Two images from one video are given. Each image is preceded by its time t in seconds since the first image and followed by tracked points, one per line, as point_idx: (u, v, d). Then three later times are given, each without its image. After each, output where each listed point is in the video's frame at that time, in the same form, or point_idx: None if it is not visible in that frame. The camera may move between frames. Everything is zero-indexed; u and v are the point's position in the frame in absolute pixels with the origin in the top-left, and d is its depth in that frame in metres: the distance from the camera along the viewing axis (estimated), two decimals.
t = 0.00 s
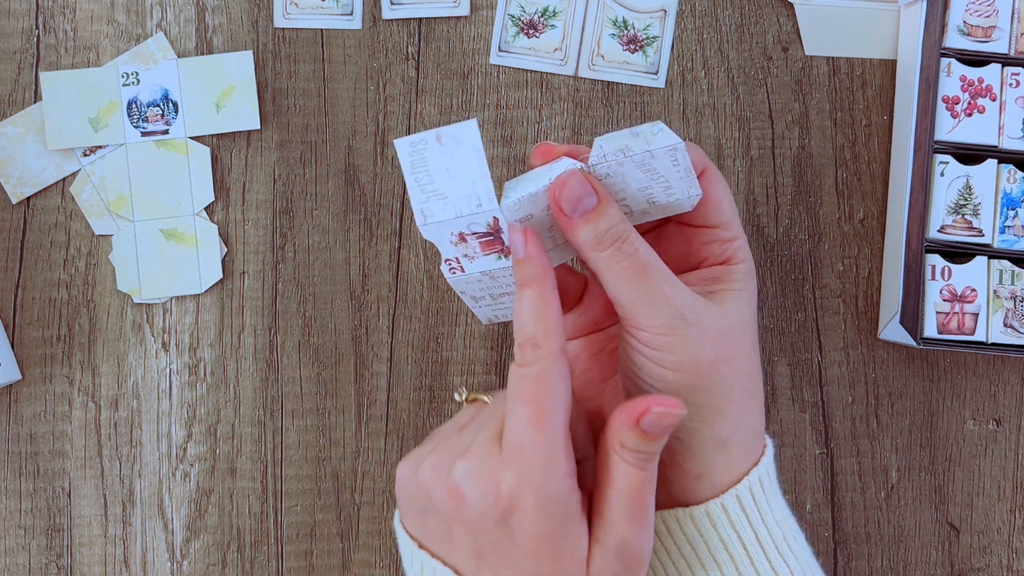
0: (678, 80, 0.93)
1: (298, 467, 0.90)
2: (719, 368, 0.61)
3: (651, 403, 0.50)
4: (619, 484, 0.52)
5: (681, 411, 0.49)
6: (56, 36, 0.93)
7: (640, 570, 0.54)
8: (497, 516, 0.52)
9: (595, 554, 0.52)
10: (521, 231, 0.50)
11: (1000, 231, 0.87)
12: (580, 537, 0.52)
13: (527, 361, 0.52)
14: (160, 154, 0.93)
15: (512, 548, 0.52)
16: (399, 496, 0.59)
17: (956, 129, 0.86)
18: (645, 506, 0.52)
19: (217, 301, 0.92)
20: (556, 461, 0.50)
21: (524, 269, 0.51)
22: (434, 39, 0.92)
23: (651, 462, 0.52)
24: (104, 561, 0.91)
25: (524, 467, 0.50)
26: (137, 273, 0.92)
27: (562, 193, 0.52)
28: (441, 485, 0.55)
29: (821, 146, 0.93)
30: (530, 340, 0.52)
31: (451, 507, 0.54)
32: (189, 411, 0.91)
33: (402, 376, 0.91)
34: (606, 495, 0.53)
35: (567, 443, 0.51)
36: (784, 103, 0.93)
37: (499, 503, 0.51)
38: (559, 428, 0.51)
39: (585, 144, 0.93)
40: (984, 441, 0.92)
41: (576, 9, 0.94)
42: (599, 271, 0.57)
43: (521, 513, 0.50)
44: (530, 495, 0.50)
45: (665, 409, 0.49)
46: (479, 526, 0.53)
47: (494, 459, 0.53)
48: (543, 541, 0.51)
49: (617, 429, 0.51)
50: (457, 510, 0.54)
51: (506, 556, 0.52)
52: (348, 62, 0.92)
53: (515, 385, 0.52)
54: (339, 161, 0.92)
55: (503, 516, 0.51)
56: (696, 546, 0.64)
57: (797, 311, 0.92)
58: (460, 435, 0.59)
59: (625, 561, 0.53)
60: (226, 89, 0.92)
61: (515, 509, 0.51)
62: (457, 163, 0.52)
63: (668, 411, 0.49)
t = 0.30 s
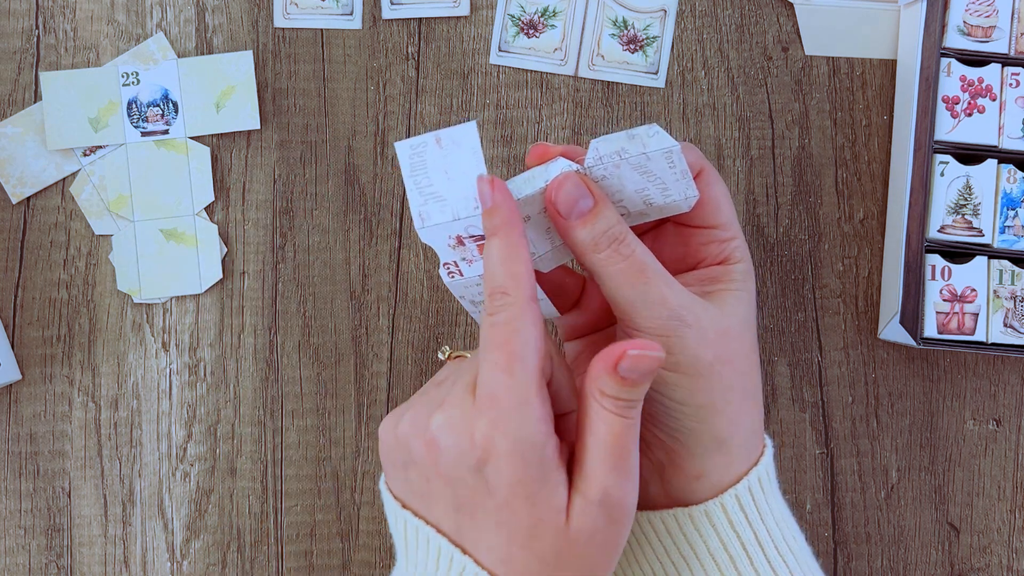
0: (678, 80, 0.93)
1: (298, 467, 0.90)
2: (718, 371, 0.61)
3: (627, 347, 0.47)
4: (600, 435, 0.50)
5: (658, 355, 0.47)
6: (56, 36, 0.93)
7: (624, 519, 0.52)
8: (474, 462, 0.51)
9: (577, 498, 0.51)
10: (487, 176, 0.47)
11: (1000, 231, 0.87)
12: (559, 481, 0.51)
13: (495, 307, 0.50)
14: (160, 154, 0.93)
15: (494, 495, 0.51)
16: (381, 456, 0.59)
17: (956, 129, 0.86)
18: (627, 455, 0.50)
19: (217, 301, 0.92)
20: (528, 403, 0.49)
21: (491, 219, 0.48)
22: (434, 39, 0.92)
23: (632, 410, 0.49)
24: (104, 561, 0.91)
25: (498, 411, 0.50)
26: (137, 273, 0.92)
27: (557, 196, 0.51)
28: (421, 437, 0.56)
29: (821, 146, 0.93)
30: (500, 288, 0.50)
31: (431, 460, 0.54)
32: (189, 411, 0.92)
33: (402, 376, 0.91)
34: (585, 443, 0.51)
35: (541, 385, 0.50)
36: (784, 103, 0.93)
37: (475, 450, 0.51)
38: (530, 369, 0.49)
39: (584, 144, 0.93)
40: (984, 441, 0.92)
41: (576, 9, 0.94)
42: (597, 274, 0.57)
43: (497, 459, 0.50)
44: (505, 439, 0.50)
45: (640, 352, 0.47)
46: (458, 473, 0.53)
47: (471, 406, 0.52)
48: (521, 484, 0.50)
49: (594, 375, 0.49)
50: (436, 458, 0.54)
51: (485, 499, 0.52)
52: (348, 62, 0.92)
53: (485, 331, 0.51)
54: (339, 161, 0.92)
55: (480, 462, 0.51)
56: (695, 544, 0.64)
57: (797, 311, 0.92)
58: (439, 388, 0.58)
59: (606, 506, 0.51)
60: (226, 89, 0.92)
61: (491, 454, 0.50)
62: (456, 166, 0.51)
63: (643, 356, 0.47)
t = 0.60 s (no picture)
0: (678, 80, 0.93)
1: (298, 467, 0.90)
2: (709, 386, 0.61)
3: (572, 393, 0.50)
4: (549, 482, 0.53)
5: (603, 399, 0.50)
6: (56, 36, 0.93)
7: (571, 567, 0.54)
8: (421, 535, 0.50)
9: (527, 559, 0.52)
10: (517, 246, 0.49)
11: (1000, 231, 0.87)
12: (511, 548, 0.51)
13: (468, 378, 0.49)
14: (160, 154, 0.93)
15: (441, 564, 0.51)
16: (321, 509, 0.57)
17: (956, 129, 0.86)
18: (573, 501, 0.53)
19: (217, 301, 0.92)
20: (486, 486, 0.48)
21: (502, 283, 0.49)
22: (434, 39, 0.92)
23: (577, 454, 0.53)
24: (104, 561, 0.91)
25: (453, 491, 0.48)
26: (137, 273, 0.92)
27: (535, 228, 0.52)
28: (364, 503, 0.53)
29: (821, 146, 0.93)
30: (478, 357, 0.49)
31: (374, 528, 0.52)
32: (189, 411, 0.92)
33: (402, 376, 0.91)
34: (534, 490, 0.53)
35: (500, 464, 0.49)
36: (784, 103, 0.93)
37: (425, 527, 0.49)
38: (494, 451, 0.48)
39: (584, 144, 0.93)
40: (984, 441, 0.92)
41: (576, 9, 0.94)
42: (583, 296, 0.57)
43: (448, 536, 0.49)
44: (457, 520, 0.49)
45: (586, 397, 0.50)
46: (404, 545, 0.51)
47: (423, 475, 0.50)
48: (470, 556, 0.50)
49: (541, 424, 0.52)
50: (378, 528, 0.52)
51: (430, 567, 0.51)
52: (348, 62, 0.92)
53: (450, 400, 0.49)
54: (339, 161, 0.92)
55: (429, 538, 0.50)
56: (696, 549, 0.64)
57: (797, 311, 0.92)
58: (382, 445, 0.56)
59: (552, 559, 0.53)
60: (226, 89, 0.92)
61: (442, 530, 0.49)
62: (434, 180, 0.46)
63: (589, 401, 0.50)
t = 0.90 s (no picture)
0: (678, 80, 0.93)
1: (298, 467, 0.90)
2: (704, 393, 0.61)
3: (548, 374, 0.50)
4: (531, 465, 0.52)
5: (579, 378, 0.49)
6: (56, 36, 0.93)
7: (557, 550, 0.54)
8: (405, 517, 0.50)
9: (512, 542, 0.52)
10: (505, 227, 0.50)
11: (1000, 231, 0.87)
12: (496, 531, 0.51)
13: (455, 358, 0.49)
14: (160, 154, 0.93)
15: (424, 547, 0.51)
16: (307, 494, 0.57)
17: (956, 129, 0.86)
18: (556, 482, 0.53)
19: (217, 301, 0.92)
20: (470, 466, 0.48)
21: (491, 265, 0.50)
22: (434, 39, 0.92)
23: (557, 434, 0.52)
24: (104, 561, 0.91)
25: (437, 471, 0.48)
26: (137, 273, 0.92)
27: (525, 243, 0.51)
28: (349, 486, 0.53)
29: (821, 146, 0.93)
30: (467, 336, 0.50)
31: (359, 510, 0.52)
32: (189, 411, 0.91)
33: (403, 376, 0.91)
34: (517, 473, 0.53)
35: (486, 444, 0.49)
36: (784, 103, 0.93)
37: (410, 509, 0.49)
38: (478, 430, 0.49)
39: (584, 144, 0.93)
40: (984, 441, 0.92)
41: (576, 9, 0.94)
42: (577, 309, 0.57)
43: (434, 518, 0.49)
44: (442, 501, 0.49)
45: (562, 378, 0.49)
46: (389, 528, 0.51)
47: (408, 457, 0.50)
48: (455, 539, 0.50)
49: (518, 406, 0.52)
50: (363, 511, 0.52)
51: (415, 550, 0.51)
52: (348, 62, 0.92)
53: (435, 380, 0.50)
54: (339, 161, 0.92)
55: (415, 519, 0.50)
56: (694, 547, 0.64)
57: (797, 311, 0.92)
58: (367, 430, 0.56)
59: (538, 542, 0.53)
60: (226, 89, 0.92)
61: (427, 511, 0.49)
62: (418, 197, 0.48)
63: (566, 381, 0.49)
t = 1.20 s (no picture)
0: (678, 80, 0.93)
1: (298, 467, 0.90)
2: (718, 401, 0.61)
3: (587, 368, 0.49)
4: (569, 456, 0.52)
5: (618, 373, 0.49)
6: (56, 36, 0.93)
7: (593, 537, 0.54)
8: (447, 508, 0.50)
9: (552, 530, 0.52)
10: (543, 209, 0.49)
11: (1000, 231, 0.87)
12: (537, 518, 0.51)
13: (503, 348, 0.49)
14: (160, 154, 0.93)
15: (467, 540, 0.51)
16: (338, 488, 0.56)
17: (956, 129, 0.86)
18: (592, 472, 0.53)
19: (217, 301, 0.92)
20: (515, 456, 0.48)
21: (532, 252, 0.49)
22: (434, 39, 0.92)
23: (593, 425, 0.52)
24: (104, 561, 0.91)
25: (483, 461, 0.48)
26: (137, 273, 0.92)
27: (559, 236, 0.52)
28: (388, 478, 0.53)
29: (821, 146, 0.93)
30: (514, 325, 0.49)
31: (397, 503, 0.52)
32: (189, 411, 0.92)
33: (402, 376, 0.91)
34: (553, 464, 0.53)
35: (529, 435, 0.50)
36: (784, 103, 0.93)
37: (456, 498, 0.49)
38: (523, 419, 0.49)
39: (584, 144, 0.93)
40: (984, 441, 0.92)
41: (576, 9, 0.94)
42: (596, 313, 0.57)
43: (480, 507, 0.49)
44: (487, 491, 0.49)
45: (600, 373, 0.49)
46: (433, 520, 0.51)
47: (449, 448, 0.50)
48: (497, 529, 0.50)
49: (555, 397, 0.51)
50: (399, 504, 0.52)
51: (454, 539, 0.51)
52: (348, 62, 0.92)
53: (480, 370, 0.49)
54: (339, 161, 0.92)
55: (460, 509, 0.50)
56: (690, 547, 0.65)
57: (797, 311, 0.92)
58: (400, 423, 0.56)
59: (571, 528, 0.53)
60: (226, 89, 0.92)
61: (473, 501, 0.49)
62: (420, 189, 0.48)
63: (603, 376, 0.49)
